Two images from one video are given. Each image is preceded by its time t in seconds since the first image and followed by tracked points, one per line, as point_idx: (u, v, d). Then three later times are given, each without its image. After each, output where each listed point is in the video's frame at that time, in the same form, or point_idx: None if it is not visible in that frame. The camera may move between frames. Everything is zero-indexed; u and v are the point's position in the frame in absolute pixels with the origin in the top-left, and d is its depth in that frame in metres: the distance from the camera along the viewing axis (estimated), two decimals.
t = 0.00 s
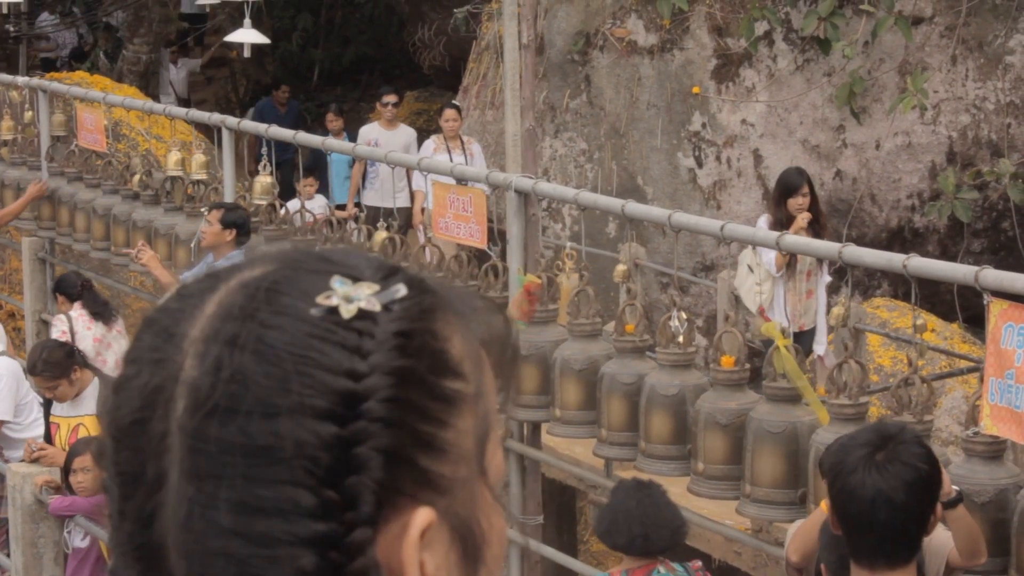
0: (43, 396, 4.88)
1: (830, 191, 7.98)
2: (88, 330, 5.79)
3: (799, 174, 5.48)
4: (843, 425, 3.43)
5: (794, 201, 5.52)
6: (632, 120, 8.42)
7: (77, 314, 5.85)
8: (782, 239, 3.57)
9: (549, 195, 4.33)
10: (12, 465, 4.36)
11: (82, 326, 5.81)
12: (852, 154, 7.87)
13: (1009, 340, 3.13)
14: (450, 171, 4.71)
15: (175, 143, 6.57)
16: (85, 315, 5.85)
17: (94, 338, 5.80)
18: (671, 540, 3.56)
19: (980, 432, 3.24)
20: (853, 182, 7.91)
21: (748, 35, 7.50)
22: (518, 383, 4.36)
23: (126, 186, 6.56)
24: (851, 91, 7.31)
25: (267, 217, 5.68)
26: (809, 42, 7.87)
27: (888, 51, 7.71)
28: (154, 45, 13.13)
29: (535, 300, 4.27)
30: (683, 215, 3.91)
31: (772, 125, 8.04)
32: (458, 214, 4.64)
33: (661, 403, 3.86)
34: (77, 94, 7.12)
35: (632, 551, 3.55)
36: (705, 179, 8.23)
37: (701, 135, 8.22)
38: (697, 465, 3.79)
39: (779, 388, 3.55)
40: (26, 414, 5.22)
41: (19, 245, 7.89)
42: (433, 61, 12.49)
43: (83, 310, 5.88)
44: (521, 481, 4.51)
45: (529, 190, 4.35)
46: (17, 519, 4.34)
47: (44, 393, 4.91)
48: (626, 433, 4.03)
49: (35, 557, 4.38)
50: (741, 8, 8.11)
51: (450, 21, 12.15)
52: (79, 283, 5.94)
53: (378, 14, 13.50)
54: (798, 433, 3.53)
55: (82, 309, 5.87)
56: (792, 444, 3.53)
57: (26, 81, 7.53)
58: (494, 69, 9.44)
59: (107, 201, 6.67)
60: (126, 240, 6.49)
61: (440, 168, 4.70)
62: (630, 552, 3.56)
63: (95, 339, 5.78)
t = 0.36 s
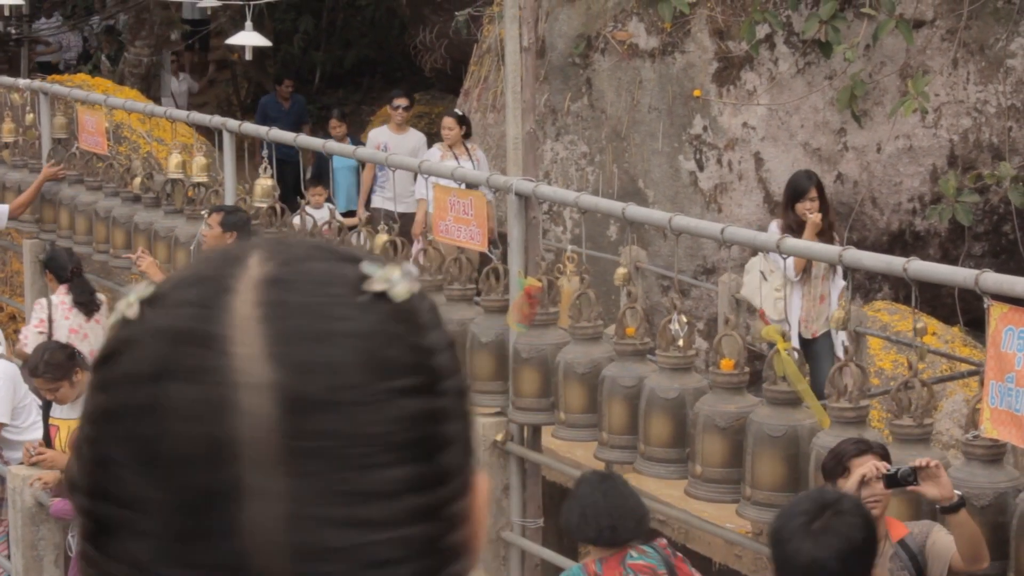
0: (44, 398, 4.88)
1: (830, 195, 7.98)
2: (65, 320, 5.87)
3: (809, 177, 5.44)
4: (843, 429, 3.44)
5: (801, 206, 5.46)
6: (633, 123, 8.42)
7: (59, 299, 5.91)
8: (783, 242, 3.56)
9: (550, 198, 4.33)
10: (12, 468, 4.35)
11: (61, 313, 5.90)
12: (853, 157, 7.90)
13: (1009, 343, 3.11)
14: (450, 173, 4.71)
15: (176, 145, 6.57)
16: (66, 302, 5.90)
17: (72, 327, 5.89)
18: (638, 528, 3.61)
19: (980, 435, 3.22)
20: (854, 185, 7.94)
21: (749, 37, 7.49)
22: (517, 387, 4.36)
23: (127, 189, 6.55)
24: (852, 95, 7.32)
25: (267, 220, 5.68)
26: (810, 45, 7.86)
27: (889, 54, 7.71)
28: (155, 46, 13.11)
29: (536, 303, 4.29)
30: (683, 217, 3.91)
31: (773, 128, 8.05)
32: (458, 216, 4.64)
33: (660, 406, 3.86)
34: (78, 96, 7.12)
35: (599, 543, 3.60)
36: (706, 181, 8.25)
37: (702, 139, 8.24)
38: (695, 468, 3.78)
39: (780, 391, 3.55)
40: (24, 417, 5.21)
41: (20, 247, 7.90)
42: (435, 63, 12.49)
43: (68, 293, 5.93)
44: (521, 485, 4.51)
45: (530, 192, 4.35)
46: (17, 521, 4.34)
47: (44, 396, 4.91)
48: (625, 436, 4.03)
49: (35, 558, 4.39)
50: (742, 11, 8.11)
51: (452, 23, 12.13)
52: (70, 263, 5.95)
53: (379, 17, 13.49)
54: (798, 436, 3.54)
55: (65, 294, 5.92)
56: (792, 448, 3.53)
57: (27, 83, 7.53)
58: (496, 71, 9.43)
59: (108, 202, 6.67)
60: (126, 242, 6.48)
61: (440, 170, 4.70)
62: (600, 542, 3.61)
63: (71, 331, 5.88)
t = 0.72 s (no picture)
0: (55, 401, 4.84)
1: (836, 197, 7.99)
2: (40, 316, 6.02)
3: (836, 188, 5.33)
4: (855, 430, 3.41)
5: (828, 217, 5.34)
6: (639, 124, 8.42)
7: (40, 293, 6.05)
8: (796, 244, 3.56)
9: (560, 199, 4.32)
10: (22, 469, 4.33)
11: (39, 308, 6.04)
12: (859, 159, 7.92)
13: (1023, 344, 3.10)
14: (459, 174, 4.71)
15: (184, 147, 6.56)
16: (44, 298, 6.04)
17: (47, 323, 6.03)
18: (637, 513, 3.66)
19: (995, 436, 3.22)
20: (861, 185, 7.96)
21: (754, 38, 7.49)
22: (528, 387, 4.36)
23: (134, 190, 6.54)
24: (858, 95, 7.32)
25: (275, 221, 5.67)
26: (816, 47, 7.87)
27: (895, 56, 7.73)
28: (160, 47, 13.10)
29: (546, 304, 4.30)
30: (694, 218, 3.90)
31: (779, 129, 8.05)
32: (469, 217, 4.64)
33: (672, 408, 3.85)
34: (85, 98, 7.12)
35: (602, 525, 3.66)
36: (712, 182, 8.20)
37: (708, 140, 8.20)
38: (707, 469, 3.79)
39: (793, 392, 3.57)
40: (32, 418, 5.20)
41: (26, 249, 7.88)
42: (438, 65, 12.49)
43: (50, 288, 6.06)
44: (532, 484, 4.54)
45: (540, 193, 4.34)
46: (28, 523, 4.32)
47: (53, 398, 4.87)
48: (634, 437, 4.03)
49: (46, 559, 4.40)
50: (748, 12, 8.11)
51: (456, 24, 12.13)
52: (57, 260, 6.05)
53: (383, 18, 13.50)
54: (812, 437, 3.55)
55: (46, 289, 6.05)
56: (808, 449, 3.55)
57: (34, 84, 7.53)
58: (501, 73, 9.42)
59: (116, 204, 6.66)
60: (133, 243, 6.47)
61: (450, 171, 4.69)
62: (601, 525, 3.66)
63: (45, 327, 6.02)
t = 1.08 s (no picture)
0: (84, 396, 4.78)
1: (850, 192, 8.02)
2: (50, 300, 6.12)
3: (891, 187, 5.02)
4: (885, 425, 3.40)
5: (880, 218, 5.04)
6: (653, 119, 8.45)
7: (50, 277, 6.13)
8: (824, 239, 3.56)
9: (584, 194, 4.32)
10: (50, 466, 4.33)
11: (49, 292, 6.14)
12: (873, 154, 7.95)
13: None
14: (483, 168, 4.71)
15: (201, 141, 6.56)
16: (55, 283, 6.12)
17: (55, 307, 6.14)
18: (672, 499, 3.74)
19: None
20: (873, 181, 7.96)
21: (769, 34, 7.48)
22: (552, 382, 4.36)
23: (153, 184, 6.55)
24: (873, 91, 7.31)
25: (296, 215, 5.67)
26: (831, 43, 7.88)
27: (910, 51, 7.75)
28: (170, 42, 13.07)
29: (570, 299, 4.31)
30: (721, 213, 3.91)
31: (793, 124, 8.04)
32: (492, 212, 4.65)
33: (700, 403, 3.86)
34: (102, 92, 7.13)
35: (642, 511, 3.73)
36: (726, 178, 8.20)
37: (722, 135, 8.19)
38: (736, 464, 3.80)
39: (822, 387, 3.57)
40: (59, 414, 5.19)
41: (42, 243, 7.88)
42: (449, 60, 12.48)
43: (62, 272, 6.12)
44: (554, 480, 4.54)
45: (564, 188, 4.34)
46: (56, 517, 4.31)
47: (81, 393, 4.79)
48: (660, 432, 4.03)
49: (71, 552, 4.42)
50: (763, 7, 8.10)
51: (468, 19, 12.11)
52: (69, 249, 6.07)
53: (393, 13, 13.49)
54: (841, 432, 3.56)
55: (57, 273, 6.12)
56: (837, 444, 3.55)
57: (50, 79, 7.53)
58: (514, 67, 9.41)
59: (133, 198, 6.67)
60: (151, 238, 6.48)
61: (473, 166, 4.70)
62: (642, 508, 3.74)
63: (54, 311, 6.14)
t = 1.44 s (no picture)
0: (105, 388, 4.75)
1: (862, 190, 8.03)
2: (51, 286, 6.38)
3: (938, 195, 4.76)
4: (912, 424, 3.42)
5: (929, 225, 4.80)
6: (664, 117, 8.40)
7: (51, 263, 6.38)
8: (849, 237, 3.56)
9: (605, 192, 4.32)
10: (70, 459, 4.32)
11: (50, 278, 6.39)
12: (884, 153, 7.97)
13: None
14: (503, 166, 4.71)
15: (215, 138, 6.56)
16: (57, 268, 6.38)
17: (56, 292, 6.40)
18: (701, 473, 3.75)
19: None
20: (886, 181, 7.98)
21: (781, 32, 7.48)
22: (571, 380, 4.36)
23: (166, 180, 6.55)
24: (884, 90, 7.32)
25: (312, 211, 5.66)
26: (842, 41, 7.90)
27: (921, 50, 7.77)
28: (176, 38, 13.05)
29: (591, 297, 4.31)
30: (745, 212, 3.91)
31: (804, 122, 8.05)
32: (511, 210, 4.64)
33: (722, 400, 3.87)
34: (115, 88, 7.13)
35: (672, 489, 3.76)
36: (737, 176, 8.18)
37: (732, 133, 8.18)
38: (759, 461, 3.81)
39: (845, 386, 3.55)
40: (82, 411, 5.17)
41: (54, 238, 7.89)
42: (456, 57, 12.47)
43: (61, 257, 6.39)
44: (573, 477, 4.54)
45: (585, 186, 4.34)
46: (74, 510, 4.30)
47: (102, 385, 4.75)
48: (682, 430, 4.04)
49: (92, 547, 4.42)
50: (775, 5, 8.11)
51: (475, 16, 12.10)
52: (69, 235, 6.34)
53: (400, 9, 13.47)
54: (866, 430, 3.55)
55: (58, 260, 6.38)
56: (860, 442, 3.55)
57: (63, 74, 7.54)
58: (524, 65, 9.42)
59: (147, 194, 6.67)
60: (165, 234, 6.49)
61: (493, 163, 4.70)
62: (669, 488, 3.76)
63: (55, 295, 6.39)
